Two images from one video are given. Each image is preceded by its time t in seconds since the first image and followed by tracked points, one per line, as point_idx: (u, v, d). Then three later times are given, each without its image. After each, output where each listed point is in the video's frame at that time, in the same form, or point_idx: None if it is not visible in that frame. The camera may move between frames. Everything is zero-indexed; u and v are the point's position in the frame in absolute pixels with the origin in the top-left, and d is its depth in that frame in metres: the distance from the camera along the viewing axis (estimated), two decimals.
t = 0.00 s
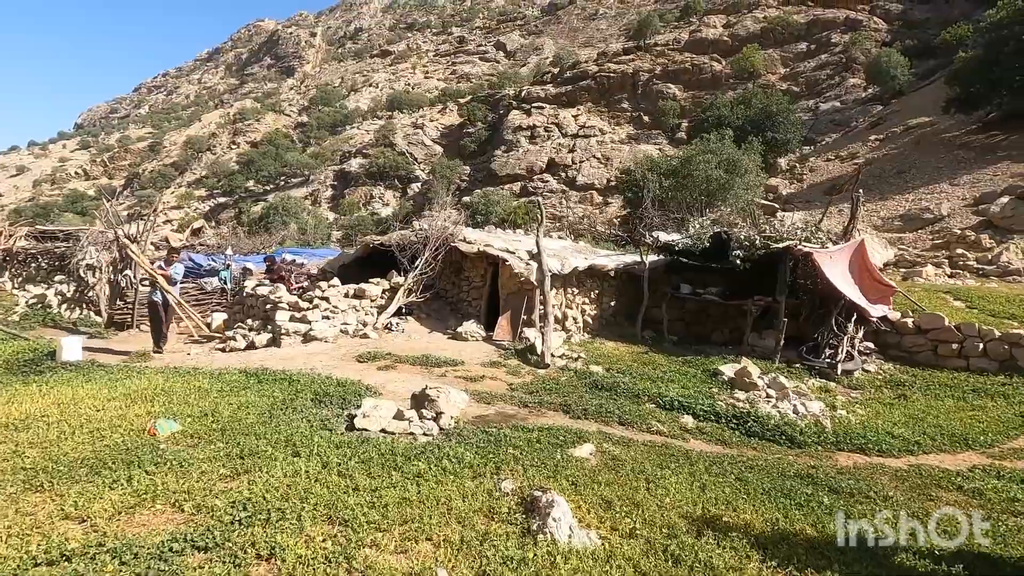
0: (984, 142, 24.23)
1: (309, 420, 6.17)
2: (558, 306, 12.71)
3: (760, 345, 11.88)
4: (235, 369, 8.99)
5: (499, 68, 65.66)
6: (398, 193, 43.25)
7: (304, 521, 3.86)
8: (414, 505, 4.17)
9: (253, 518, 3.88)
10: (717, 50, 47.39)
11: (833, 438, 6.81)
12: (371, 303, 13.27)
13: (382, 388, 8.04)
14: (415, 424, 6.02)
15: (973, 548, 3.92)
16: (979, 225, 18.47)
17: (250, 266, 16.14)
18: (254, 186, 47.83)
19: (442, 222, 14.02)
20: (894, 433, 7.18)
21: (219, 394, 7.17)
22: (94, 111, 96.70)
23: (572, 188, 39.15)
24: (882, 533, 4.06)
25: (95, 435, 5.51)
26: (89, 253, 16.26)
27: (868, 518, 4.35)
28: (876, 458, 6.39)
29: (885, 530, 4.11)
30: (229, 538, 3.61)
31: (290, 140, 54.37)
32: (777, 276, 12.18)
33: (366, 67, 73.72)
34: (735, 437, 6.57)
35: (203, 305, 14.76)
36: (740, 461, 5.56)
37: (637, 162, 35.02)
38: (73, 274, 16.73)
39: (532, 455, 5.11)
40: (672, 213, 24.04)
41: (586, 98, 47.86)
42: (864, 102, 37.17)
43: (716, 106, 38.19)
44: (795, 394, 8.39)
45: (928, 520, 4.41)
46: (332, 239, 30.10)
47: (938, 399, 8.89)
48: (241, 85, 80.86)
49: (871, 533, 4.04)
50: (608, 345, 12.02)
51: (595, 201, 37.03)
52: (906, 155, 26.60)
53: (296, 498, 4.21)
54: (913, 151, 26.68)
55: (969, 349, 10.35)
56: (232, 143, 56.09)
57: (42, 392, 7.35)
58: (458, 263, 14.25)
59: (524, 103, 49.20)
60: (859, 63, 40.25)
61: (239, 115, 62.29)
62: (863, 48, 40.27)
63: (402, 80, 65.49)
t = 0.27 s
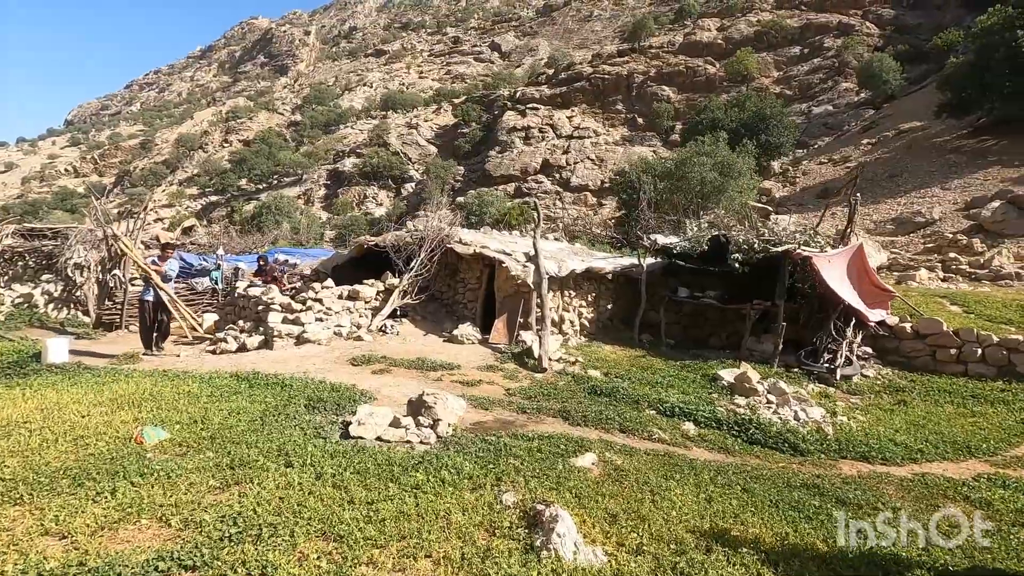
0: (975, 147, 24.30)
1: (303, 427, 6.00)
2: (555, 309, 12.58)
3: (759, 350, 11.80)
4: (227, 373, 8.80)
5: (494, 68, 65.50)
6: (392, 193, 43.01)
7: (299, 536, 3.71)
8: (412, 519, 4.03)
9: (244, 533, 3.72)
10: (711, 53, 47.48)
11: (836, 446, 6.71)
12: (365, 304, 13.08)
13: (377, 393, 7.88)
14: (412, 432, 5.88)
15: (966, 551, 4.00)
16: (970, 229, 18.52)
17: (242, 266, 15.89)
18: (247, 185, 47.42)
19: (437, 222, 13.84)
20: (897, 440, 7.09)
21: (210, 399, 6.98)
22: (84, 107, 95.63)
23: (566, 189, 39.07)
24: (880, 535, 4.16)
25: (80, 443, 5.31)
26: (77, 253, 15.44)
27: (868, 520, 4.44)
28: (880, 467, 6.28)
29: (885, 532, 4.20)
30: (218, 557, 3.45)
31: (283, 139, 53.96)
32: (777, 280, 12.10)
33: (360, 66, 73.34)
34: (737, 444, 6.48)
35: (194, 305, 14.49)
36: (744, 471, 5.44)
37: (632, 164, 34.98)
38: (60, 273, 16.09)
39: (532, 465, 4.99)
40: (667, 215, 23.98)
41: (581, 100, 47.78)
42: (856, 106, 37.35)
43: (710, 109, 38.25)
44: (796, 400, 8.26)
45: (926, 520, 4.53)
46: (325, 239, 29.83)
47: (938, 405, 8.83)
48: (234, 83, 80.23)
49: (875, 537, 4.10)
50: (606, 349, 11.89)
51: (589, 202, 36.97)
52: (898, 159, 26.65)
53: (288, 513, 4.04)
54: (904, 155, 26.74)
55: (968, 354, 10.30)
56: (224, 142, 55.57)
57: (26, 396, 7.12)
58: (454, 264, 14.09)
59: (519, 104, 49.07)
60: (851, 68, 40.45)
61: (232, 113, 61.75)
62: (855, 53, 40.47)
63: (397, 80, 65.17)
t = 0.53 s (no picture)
0: (949, 150, 24.70)
1: (284, 431, 5.78)
2: (541, 307, 12.46)
3: (745, 349, 11.83)
4: (205, 373, 8.51)
5: (478, 66, 65.14)
6: (375, 189, 42.55)
7: (280, 547, 3.54)
8: (401, 527, 3.87)
9: (222, 544, 3.54)
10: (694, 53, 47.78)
11: (825, 446, 6.69)
12: (349, 303, 12.83)
13: (362, 394, 7.68)
14: (398, 434, 5.71)
15: (965, 551, 3.97)
16: (945, 229, 18.85)
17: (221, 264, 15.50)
18: (226, 180, 46.53)
19: (422, 220, 13.60)
20: (884, 439, 7.11)
21: (187, 401, 6.71)
22: (57, 100, 92.99)
23: (550, 188, 39.02)
24: (879, 534, 4.17)
25: (46, 449, 5.03)
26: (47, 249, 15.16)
27: (867, 520, 4.45)
28: (868, 466, 6.28)
29: (884, 530, 4.22)
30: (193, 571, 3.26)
31: (264, 134, 53.02)
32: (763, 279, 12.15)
33: (342, 62, 72.41)
34: (727, 444, 6.45)
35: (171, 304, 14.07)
36: (736, 472, 5.38)
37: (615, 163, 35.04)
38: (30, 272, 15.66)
39: (523, 468, 4.86)
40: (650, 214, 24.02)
41: (565, 98, 47.73)
42: (835, 108, 37.90)
43: (693, 109, 38.51)
44: (784, 399, 8.25)
45: (925, 520, 4.51)
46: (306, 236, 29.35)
47: (922, 403, 8.93)
48: (213, 77, 78.63)
49: (871, 534, 4.13)
50: (592, 348, 11.81)
51: (573, 201, 36.96)
52: (875, 160, 27.05)
53: (270, 523, 3.85)
54: (881, 157, 27.18)
55: (949, 352, 10.42)
56: (203, 137, 54.42)
57: None
58: (439, 262, 13.89)
59: (503, 102, 48.85)
60: (830, 70, 41.06)
61: (210, 107, 60.49)
62: (834, 55, 41.06)
63: (380, 76, 64.47)
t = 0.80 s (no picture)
0: (900, 153, 25.67)
1: (248, 437, 5.46)
2: (513, 305, 12.33)
3: (713, 346, 12.00)
4: (159, 375, 8.03)
5: (445, 61, 64.40)
6: (340, 184, 41.60)
7: (242, 567, 3.28)
8: (374, 538, 3.67)
9: (177, 567, 3.25)
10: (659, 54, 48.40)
11: (795, 441, 6.81)
12: (314, 300, 12.40)
13: (329, 395, 7.39)
14: (369, 438, 5.48)
15: (961, 551, 3.98)
16: (896, 230, 19.63)
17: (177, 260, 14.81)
18: (182, 173, 44.67)
19: (390, 215, 13.24)
20: (850, 434, 7.28)
21: (139, 405, 6.29)
22: None
23: (518, 185, 38.90)
24: (881, 534, 4.20)
25: None
26: None
27: (868, 519, 4.47)
28: (837, 461, 6.40)
29: (885, 530, 4.26)
30: None
31: (223, 126, 51.12)
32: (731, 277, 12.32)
33: (306, 53, 70.47)
34: (702, 442, 6.47)
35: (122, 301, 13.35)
36: (713, 471, 5.37)
37: (583, 161, 35.19)
38: None
39: (501, 472, 4.73)
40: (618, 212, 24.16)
41: (533, 96, 47.66)
42: (793, 111, 39.03)
43: (659, 110, 39.01)
44: (755, 396, 8.34)
45: (928, 521, 4.49)
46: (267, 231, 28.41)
47: (884, 399, 9.20)
48: (167, 65, 75.35)
49: (875, 536, 4.14)
50: (564, 346, 11.77)
51: (541, 198, 36.97)
52: (833, 163, 27.95)
53: (232, 537, 3.59)
54: (837, 159, 28.11)
55: (907, 348, 10.80)
56: (157, 127, 52.08)
57: None
58: (408, 259, 13.60)
59: (470, 98, 48.42)
60: (789, 75, 42.27)
61: (165, 97, 57.93)
62: (793, 60, 42.27)
63: (344, 69, 63.02)
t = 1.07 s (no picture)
0: (849, 155, 26.76)
1: (204, 447, 5.17)
2: (480, 303, 12.21)
3: (678, 343, 12.20)
4: (105, 380, 7.55)
5: (408, 55, 63.41)
6: (299, 179, 40.44)
7: None
8: (343, 552, 3.51)
9: None
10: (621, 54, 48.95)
11: (760, 437, 6.97)
12: (273, 299, 11.96)
13: (291, 399, 7.11)
14: (334, 444, 5.27)
15: (960, 549, 4.02)
16: (847, 229, 20.45)
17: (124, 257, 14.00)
18: (130, 166, 42.53)
19: (353, 212, 12.86)
20: (812, 428, 7.50)
21: (83, 413, 5.88)
22: None
23: (482, 181, 38.69)
24: (881, 533, 4.30)
25: None
26: None
27: (870, 520, 4.55)
28: (799, 456, 6.58)
29: (885, 529, 4.34)
30: None
31: (174, 117, 48.91)
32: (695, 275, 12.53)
33: (262, 43, 68.15)
34: (672, 440, 6.54)
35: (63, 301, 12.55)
36: (684, 469, 5.41)
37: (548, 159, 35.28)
38: None
39: (473, 477, 4.64)
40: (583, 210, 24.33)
41: (497, 92, 47.44)
42: (750, 113, 40.19)
43: (622, 109, 39.48)
44: (720, 393, 8.49)
45: (927, 519, 4.54)
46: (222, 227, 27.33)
47: (841, 393, 9.54)
48: (112, 51, 71.52)
49: (875, 535, 4.24)
50: (532, 345, 11.73)
51: (506, 195, 36.89)
52: (788, 163, 28.90)
53: (189, 558, 3.37)
54: (791, 160, 29.10)
55: (862, 344, 11.24)
56: (102, 117, 49.41)
57: None
58: (373, 257, 13.27)
59: (434, 93, 47.82)
60: (746, 77, 43.49)
61: (110, 85, 54.96)
62: (750, 64, 43.49)
63: (303, 61, 61.25)
